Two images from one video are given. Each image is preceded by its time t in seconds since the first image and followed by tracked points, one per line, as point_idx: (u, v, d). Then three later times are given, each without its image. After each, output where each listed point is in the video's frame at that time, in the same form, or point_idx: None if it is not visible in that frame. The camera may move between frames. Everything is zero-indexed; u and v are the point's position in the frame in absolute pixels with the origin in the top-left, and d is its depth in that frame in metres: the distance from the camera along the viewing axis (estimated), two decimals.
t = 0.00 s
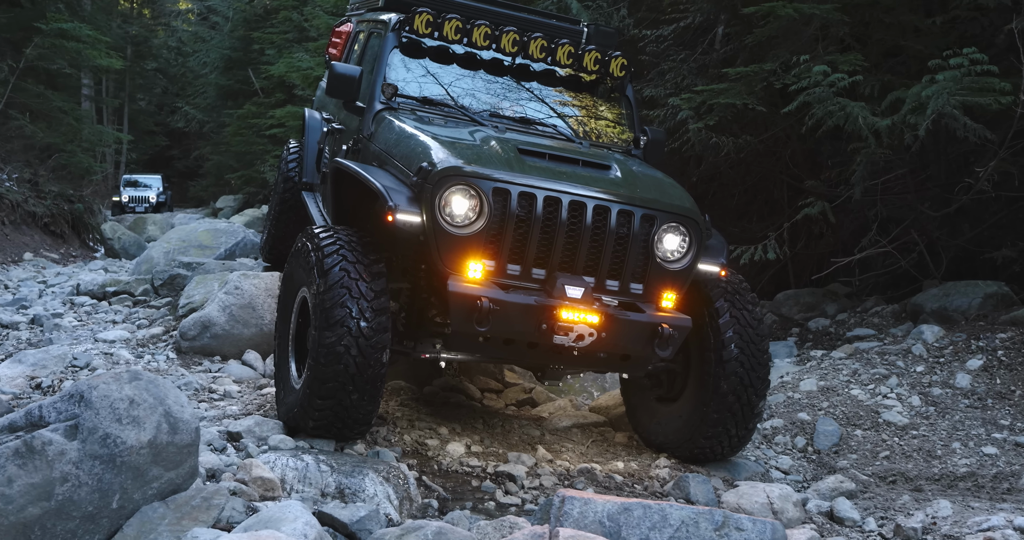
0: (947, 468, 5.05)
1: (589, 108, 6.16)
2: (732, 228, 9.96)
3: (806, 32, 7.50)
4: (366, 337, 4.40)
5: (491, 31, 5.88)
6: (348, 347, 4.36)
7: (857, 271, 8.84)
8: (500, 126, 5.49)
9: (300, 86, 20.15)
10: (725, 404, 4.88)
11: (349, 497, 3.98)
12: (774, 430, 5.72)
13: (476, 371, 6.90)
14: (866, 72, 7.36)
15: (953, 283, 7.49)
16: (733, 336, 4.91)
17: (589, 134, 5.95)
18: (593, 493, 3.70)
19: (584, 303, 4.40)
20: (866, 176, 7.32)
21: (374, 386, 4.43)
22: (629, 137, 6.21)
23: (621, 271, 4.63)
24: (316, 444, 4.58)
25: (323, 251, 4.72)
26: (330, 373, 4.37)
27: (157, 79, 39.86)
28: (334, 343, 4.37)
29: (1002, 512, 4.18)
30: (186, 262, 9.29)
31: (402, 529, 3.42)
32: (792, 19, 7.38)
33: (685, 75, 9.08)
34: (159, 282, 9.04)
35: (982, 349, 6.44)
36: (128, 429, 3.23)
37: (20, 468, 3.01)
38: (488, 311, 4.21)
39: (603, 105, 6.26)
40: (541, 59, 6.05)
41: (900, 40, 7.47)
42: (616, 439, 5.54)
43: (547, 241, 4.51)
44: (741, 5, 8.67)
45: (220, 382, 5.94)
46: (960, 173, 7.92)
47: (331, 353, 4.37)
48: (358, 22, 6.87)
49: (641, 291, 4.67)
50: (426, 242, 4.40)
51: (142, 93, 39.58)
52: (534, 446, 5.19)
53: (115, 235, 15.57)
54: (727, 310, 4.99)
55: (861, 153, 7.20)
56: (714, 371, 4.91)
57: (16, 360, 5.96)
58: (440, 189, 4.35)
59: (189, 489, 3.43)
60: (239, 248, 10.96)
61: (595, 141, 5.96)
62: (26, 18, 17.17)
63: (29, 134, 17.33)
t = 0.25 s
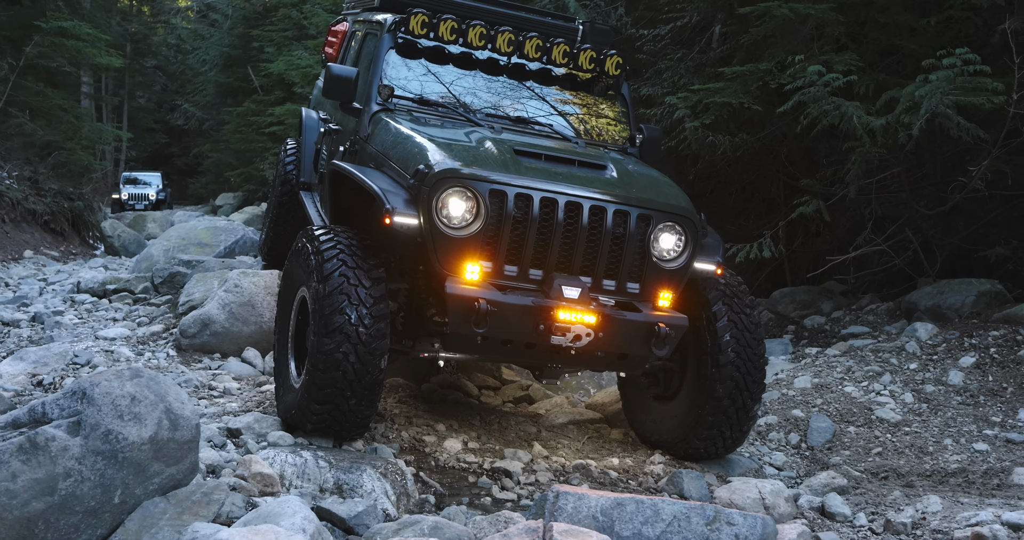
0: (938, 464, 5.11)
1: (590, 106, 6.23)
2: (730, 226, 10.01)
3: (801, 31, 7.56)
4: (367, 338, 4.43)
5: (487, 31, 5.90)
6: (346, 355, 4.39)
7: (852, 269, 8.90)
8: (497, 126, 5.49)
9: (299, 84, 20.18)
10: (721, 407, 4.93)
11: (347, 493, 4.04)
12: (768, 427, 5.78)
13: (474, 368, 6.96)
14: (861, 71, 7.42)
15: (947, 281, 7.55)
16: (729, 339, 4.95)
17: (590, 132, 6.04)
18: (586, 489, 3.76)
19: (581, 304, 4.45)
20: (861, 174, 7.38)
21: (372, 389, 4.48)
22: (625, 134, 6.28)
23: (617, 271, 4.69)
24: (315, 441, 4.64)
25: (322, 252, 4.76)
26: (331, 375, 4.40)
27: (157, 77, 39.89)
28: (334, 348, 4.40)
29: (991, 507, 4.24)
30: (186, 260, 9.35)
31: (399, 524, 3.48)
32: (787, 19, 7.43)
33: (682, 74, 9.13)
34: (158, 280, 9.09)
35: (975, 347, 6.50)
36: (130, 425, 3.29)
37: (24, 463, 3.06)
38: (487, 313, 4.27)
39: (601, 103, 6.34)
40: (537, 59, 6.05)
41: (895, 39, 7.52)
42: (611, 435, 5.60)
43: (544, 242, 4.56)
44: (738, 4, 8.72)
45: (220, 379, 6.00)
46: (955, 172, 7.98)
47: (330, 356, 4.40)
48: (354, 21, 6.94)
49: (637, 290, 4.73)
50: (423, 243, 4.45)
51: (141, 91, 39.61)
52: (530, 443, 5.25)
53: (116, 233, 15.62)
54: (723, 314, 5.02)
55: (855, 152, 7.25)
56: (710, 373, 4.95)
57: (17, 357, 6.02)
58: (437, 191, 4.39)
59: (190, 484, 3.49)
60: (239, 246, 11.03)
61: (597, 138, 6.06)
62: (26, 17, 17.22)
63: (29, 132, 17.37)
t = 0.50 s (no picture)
0: (931, 461, 5.15)
1: (592, 104, 6.28)
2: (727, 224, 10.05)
3: (798, 31, 7.59)
4: (367, 339, 4.46)
5: (482, 31, 5.95)
6: (345, 363, 4.42)
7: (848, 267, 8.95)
8: (494, 127, 5.53)
9: (299, 82, 20.21)
10: (716, 411, 4.94)
11: (345, 489, 4.09)
12: (763, 424, 5.82)
13: (472, 366, 7.00)
14: (857, 71, 7.46)
15: (943, 279, 7.60)
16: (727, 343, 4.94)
17: (592, 130, 6.11)
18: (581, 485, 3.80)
19: (578, 305, 4.50)
20: (856, 173, 7.43)
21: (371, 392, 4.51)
22: (622, 130, 6.32)
23: (614, 271, 4.72)
24: (313, 439, 4.69)
25: (321, 253, 4.79)
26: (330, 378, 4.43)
27: (157, 74, 39.91)
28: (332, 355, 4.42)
29: (981, 503, 4.28)
30: (185, 258, 9.39)
31: (395, 520, 3.53)
32: (784, 19, 7.46)
33: (680, 73, 9.17)
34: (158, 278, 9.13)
35: (969, 345, 6.55)
36: (130, 422, 3.34)
37: (26, 460, 3.11)
38: (484, 315, 4.30)
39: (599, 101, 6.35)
40: (533, 59, 6.09)
41: (891, 39, 7.56)
42: (608, 432, 5.65)
43: (542, 244, 4.58)
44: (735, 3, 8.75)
45: (220, 377, 6.05)
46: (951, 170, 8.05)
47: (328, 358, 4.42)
48: (350, 21, 6.98)
49: (635, 290, 4.76)
50: (421, 246, 4.49)
51: (141, 88, 39.63)
52: (526, 440, 5.29)
53: (116, 231, 15.67)
54: (722, 318, 5.00)
55: (850, 151, 7.29)
56: (706, 376, 4.95)
57: (18, 355, 6.07)
58: (434, 194, 4.43)
59: (189, 480, 3.53)
60: (238, 244, 11.09)
61: (598, 136, 6.13)
62: (25, 14, 17.09)
63: (29, 130, 17.41)
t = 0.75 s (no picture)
0: (924, 458, 5.19)
1: (592, 101, 6.32)
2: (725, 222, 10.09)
3: (794, 30, 7.63)
4: (365, 339, 4.48)
5: (480, 30, 5.95)
6: (343, 366, 4.46)
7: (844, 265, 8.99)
8: (492, 127, 5.58)
9: (299, 79, 20.23)
10: (712, 413, 4.96)
11: (342, 486, 4.13)
12: (758, 422, 5.82)
13: (470, 363, 7.03)
14: (852, 70, 7.50)
15: (938, 277, 7.64)
16: (725, 348, 4.94)
17: (592, 127, 6.14)
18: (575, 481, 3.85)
19: (576, 306, 4.52)
20: (852, 171, 7.47)
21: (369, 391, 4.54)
22: (620, 126, 6.32)
23: (612, 272, 4.72)
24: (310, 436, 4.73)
25: (320, 253, 4.82)
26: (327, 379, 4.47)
27: (157, 71, 39.93)
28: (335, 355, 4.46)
29: (972, 499, 4.32)
30: (185, 255, 9.43)
31: (391, 516, 3.57)
32: (780, 18, 7.49)
33: (677, 71, 9.20)
34: (158, 276, 9.17)
35: (963, 342, 6.59)
36: (128, 420, 3.38)
37: (26, 457, 3.16)
38: (482, 316, 4.34)
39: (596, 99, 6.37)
40: (530, 58, 6.12)
41: (887, 37, 7.58)
42: (604, 429, 5.69)
43: (539, 244, 4.60)
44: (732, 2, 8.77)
45: (218, 374, 6.10)
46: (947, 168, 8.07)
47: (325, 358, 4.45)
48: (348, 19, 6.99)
49: (632, 290, 4.77)
50: (419, 247, 4.53)
51: (141, 85, 39.63)
52: (522, 437, 5.33)
53: (116, 228, 15.71)
54: (721, 321, 5.01)
55: (846, 149, 7.33)
56: (704, 379, 4.96)
57: (18, 352, 6.11)
58: (431, 195, 4.46)
59: (187, 477, 3.57)
60: (238, 242, 11.13)
61: (598, 133, 6.16)
62: (25, 12, 17.25)
63: (29, 128, 17.46)
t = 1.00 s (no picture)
0: (916, 455, 5.23)
1: (590, 101, 6.37)
2: (723, 220, 10.14)
3: (790, 29, 7.67)
4: (365, 339, 4.52)
5: (476, 30, 5.92)
6: (340, 377, 4.50)
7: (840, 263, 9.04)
8: (489, 125, 5.61)
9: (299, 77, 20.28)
10: (708, 418, 5.00)
11: (338, 482, 4.19)
12: (752, 418, 5.88)
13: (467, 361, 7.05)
14: (848, 68, 7.54)
15: (933, 275, 7.68)
16: (722, 351, 4.97)
17: (590, 128, 6.18)
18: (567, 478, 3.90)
19: (575, 303, 4.56)
20: (847, 170, 7.51)
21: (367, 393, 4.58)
22: (618, 128, 6.37)
23: (610, 269, 4.77)
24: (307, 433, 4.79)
25: (320, 252, 4.85)
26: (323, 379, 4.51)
27: (158, 69, 39.98)
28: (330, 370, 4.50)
29: (961, 496, 4.37)
30: (185, 254, 9.48)
31: (385, 512, 3.62)
32: (776, 17, 7.53)
33: (675, 70, 9.23)
34: (158, 274, 9.22)
35: (957, 340, 6.64)
36: (126, 417, 3.43)
37: (25, 454, 3.21)
38: (481, 314, 4.37)
39: (594, 97, 6.43)
40: (527, 57, 6.14)
41: (882, 36, 7.62)
42: (599, 426, 5.74)
43: (537, 241, 4.65)
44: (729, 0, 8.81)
45: (217, 372, 6.15)
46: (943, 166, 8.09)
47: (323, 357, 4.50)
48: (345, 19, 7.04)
49: (630, 288, 4.81)
50: (418, 246, 4.55)
51: (142, 83, 39.67)
52: (518, 434, 5.38)
53: (117, 226, 15.77)
54: (721, 327, 5.02)
55: (841, 148, 7.37)
56: (702, 383, 4.99)
57: (19, 350, 6.17)
58: (430, 194, 4.49)
59: (184, 474, 3.63)
60: (238, 240, 11.18)
61: (596, 132, 6.21)
62: (27, 10, 17.29)
63: (30, 125, 17.50)
